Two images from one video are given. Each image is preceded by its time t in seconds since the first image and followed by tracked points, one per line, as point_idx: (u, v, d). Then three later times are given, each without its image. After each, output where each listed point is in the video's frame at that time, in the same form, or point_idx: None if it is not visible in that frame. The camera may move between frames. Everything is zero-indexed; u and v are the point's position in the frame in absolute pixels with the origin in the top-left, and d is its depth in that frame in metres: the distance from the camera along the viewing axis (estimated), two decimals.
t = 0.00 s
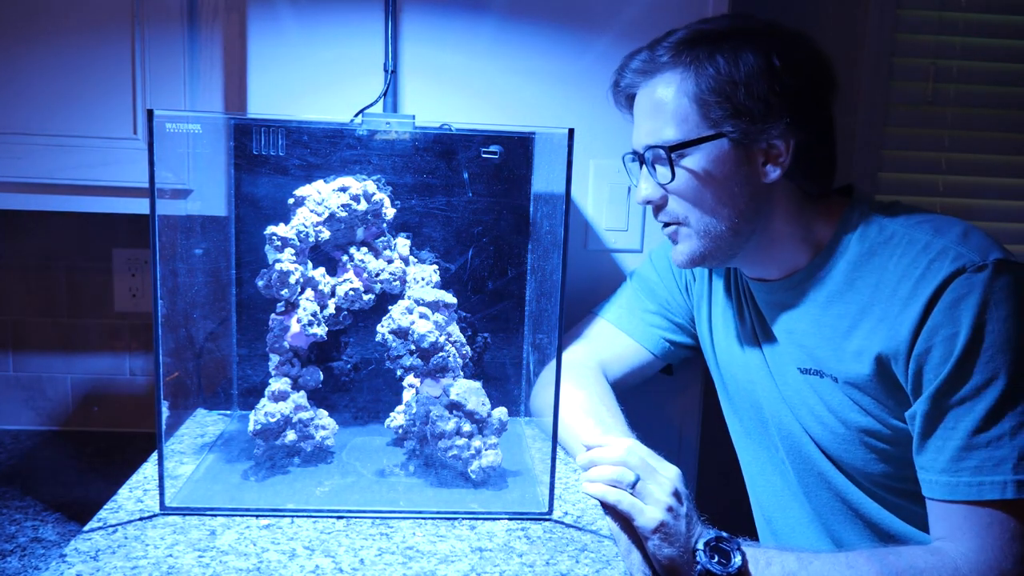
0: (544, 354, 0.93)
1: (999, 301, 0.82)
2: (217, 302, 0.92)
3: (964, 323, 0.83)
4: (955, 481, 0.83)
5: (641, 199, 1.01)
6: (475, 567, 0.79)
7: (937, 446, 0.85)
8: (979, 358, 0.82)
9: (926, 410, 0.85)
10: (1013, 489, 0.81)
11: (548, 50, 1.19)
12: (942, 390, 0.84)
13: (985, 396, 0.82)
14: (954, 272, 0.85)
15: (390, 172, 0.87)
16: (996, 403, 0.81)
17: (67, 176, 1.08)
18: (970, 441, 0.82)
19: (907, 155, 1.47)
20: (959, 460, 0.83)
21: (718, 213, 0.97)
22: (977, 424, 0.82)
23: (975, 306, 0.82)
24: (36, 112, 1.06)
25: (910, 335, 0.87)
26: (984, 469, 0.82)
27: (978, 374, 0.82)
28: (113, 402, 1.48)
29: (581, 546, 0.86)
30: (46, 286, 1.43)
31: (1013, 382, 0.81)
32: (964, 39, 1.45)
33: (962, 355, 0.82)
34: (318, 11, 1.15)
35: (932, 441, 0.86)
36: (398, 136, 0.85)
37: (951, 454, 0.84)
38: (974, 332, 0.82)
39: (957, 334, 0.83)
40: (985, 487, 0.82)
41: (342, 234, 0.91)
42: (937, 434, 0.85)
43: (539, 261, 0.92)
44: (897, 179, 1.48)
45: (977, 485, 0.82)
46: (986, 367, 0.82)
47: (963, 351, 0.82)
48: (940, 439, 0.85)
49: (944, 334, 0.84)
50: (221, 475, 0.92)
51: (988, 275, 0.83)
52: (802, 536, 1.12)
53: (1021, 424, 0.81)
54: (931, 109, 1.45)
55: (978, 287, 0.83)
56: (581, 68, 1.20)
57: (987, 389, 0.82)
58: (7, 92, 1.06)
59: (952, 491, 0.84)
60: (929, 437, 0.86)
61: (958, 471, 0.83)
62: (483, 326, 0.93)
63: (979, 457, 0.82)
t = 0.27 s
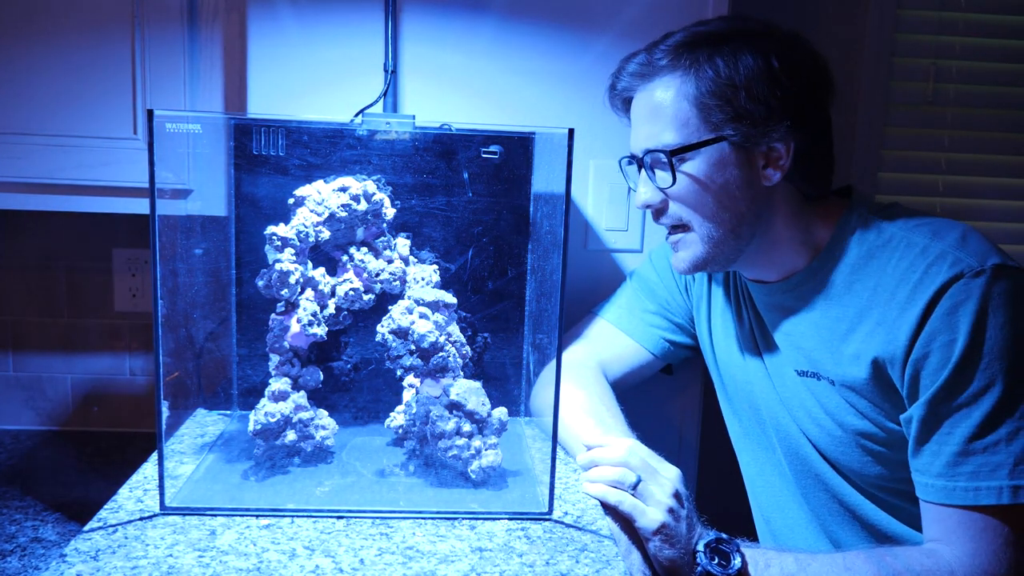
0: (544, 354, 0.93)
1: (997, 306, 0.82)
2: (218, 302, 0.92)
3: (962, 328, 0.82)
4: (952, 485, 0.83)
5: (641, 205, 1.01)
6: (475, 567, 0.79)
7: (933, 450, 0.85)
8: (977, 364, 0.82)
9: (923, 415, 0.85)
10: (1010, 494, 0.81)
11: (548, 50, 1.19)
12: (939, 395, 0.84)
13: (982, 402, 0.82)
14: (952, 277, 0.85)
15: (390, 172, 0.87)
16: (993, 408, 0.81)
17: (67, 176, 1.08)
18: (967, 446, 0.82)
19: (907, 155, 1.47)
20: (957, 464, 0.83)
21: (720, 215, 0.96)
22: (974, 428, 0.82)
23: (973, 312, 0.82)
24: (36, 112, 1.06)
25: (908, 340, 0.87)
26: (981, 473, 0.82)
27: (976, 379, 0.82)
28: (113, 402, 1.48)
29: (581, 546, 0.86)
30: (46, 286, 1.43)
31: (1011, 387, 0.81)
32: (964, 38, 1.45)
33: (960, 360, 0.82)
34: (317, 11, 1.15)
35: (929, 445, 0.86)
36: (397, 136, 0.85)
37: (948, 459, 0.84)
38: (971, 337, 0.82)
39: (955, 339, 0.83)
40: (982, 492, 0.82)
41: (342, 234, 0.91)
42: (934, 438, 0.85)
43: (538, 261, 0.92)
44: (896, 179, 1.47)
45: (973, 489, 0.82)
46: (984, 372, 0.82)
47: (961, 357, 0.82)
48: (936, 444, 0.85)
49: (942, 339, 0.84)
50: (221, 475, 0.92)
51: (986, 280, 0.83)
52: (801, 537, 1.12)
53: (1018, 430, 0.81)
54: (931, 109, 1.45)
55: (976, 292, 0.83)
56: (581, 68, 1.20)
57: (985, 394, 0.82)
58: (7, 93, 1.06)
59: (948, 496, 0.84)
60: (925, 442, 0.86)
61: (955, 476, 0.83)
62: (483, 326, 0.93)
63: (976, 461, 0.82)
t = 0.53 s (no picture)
0: (544, 354, 0.93)
1: (1002, 304, 0.82)
2: (217, 302, 0.92)
3: (967, 325, 0.82)
4: (955, 482, 0.83)
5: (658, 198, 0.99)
6: (475, 567, 0.79)
7: (937, 446, 0.85)
8: (980, 361, 0.82)
9: (926, 412, 0.85)
10: (1012, 491, 0.81)
11: (548, 50, 1.19)
12: (943, 392, 0.84)
13: (986, 399, 0.82)
14: (957, 274, 0.85)
15: (390, 172, 0.87)
16: (996, 405, 0.81)
17: (67, 176, 1.08)
18: (970, 443, 0.82)
19: (907, 155, 1.46)
20: (959, 462, 0.83)
21: (735, 206, 0.95)
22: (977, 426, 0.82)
23: (978, 309, 0.82)
24: (36, 112, 1.06)
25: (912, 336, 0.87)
26: (983, 471, 0.82)
27: (979, 376, 0.82)
28: (113, 402, 1.47)
29: (581, 546, 0.86)
30: (46, 286, 1.43)
31: (1014, 384, 0.81)
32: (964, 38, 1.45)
33: (963, 358, 0.82)
34: (317, 11, 1.15)
35: (931, 442, 0.86)
36: (397, 136, 0.85)
37: (951, 456, 0.84)
38: (976, 335, 0.82)
39: (960, 336, 0.83)
40: (985, 489, 0.82)
41: (342, 234, 0.91)
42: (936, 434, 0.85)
43: (538, 261, 0.92)
44: (897, 179, 1.47)
45: (976, 486, 0.82)
46: (987, 369, 0.82)
47: (965, 354, 0.82)
48: (939, 440, 0.85)
49: (946, 337, 0.84)
50: (221, 475, 0.92)
51: (991, 278, 0.83)
52: (801, 535, 1.13)
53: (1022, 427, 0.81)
54: (931, 109, 1.45)
55: (981, 290, 0.83)
56: (581, 68, 1.20)
57: (989, 391, 0.82)
58: (7, 93, 1.06)
59: (951, 493, 0.84)
60: (927, 438, 0.86)
61: (958, 472, 0.83)
62: (483, 326, 0.93)
63: (978, 459, 0.82)
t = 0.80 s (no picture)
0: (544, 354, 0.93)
1: (1006, 305, 0.82)
2: (218, 302, 0.92)
3: (970, 325, 0.82)
4: (953, 482, 0.83)
5: (668, 208, 0.97)
6: (475, 567, 0.79)
7: (936, 445, 0.85)
8: (982, 362, 0.82)
9: (926, 411, 0.85)
10: (1011, 491, 0.81)
11: (548, 50, 1.19)
12: (944, 392, 0.84)
13: (986, 400, 0.82)
14: (960, 275, 0.85)
15: (390, 172, 0.87)
16: (997, 406, 0.81)
17: (68, 176, 1.08)
18: (970, 444, 0.82)
19: (908, 155, 1.46)
20: (958, 461, 0.83)
21: (743, 210, 0.95)
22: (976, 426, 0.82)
23: (981, 310, 0.82)
24: (37, 112, 1.06)
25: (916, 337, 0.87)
26: (983, 471, 0.82)
27: (982, 377, 0.82)
28: (113, 402, 1.47)
29: (581, 546, 0.86)
30: (46, 286, 1.42)
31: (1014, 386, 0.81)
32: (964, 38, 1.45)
33: (964, 358, 0.82)
34: (317, 11, 1.15)
35: (931, 441, 0.86)
36: (397, 136, 0.85)
37: (950, 455, 0.84)
38: (979, 335, 0.82)
39: (963, 336, 0.83)
40: (984, 489, 0.82)
41: (342, 234, 0.91)
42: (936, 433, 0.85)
43: (538, 261, 0.92)
44: (897, 179, 1.47)
45: (975, 486, 0.82)
46: (990, 369, 0.82)
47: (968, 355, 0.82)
48: (939, 439, 0.85)
49: (949, 337, 0.84)
50: (221, 475, 0.92)
51: (994, 279, 0.83)
52: (800, 536, 1.13)
53: None
54: (931, 108, 1.45)
55: (984, 291, 0.83)
56: (581, 69, 1.20)
57: (990, 392, 0.82)
58: (7, 92, 1.06)
59: (949, 492, 0.84)
60: (927, 437, 0.86)
61: (957, 472, 0.83)
62: (483, 326, 0.93)
63: (978, 459, 0.82)
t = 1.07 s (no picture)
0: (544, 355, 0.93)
1: (1013, 299, 0.82)
2: (217, 302, 0.92)
3: (977, 320, 0.82)
4: (959, 476, 0.83)
5: (719, 173, 0.94)
6: (475, 567, 0.79)
7: (943, 438, 0.85)
8: (988, 356, 0.82)
9: (933, 404, 0.85)
10: (1017, 486, 0.81)
11: (548, 51, 1.19)
12: (948, 387, 0.84)
13: (993, 394, 0.82)
14: (967, 270, 0.85)
15: (390, 172, 0.87)
16: (1002, 401, 0.81)
17: (67, 176, 1.08)
18: (975, 439, 0.82)
19: (908, 156, 1.46)
20: (964, 456, 0.83)
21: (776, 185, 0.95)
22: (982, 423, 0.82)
23: (988, 305, 0.82)
24: (37, 113, 1.06)
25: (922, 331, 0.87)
26: (989, 466, 0.82)
27: (988, 372, 0.82)
28: (113, 402, 1.47)
29: (581, 546, 0.86)
30: (46, 286, 1.43)
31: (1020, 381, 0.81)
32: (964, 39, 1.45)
33: (972, 352, 0.82)
34: (318, 12, 1.15)
35: (937, 435, 0.86)
36: (397, 136, 0.85)
37: (956, 449, 0.84)
38: (986, 330, 0.82)
39: (969, 331, 0.83)
40: (990, 483, 0.82)
41: (342, 234, 0.91)
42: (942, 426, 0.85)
43: (539, 261, 0.92)
44: (897, 179, 1.47)
45: (981, 481, 0.82)
46: (996, 364, 0.82)
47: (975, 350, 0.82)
48: (946, 432, 0.85)
49: (956, 331, 0.84)
50: (221, 475, 0.92)
51: (1000, 275, 0.83)
52: (801, 535, 1.13)
53: None
54: (931, 108, 1.45)
55: (991, 285, 0.83)
56: (581, 69, 1.20)
57: (995, 387, 0.82)
58: (7, 93, 1.06)
59: (954, 487, 0.84)
60: (933, 431, 0.86)
61: (964, 465, 0.83)
62: (483, 326, 0.93)
63: (983, 454, 0.82)
